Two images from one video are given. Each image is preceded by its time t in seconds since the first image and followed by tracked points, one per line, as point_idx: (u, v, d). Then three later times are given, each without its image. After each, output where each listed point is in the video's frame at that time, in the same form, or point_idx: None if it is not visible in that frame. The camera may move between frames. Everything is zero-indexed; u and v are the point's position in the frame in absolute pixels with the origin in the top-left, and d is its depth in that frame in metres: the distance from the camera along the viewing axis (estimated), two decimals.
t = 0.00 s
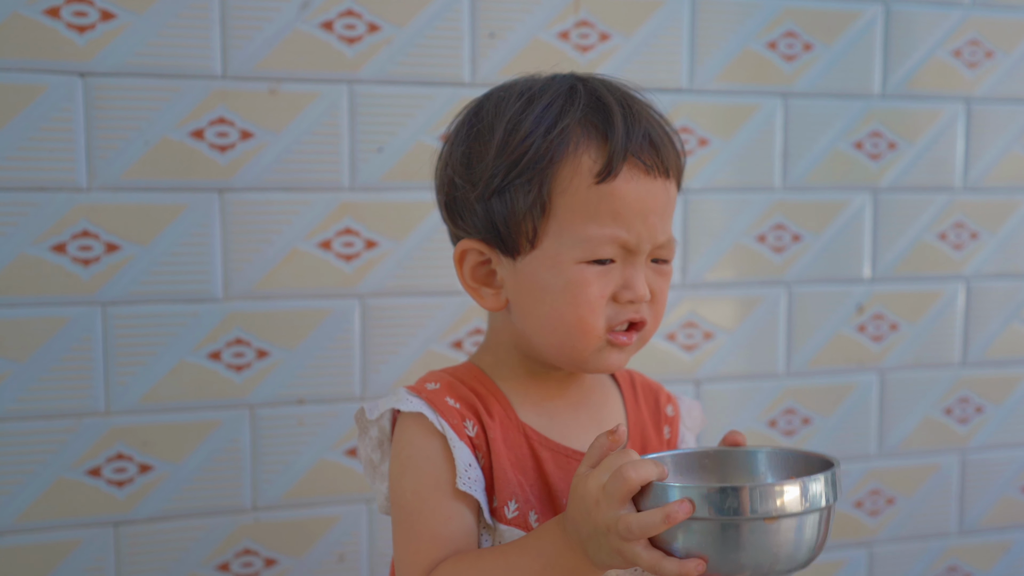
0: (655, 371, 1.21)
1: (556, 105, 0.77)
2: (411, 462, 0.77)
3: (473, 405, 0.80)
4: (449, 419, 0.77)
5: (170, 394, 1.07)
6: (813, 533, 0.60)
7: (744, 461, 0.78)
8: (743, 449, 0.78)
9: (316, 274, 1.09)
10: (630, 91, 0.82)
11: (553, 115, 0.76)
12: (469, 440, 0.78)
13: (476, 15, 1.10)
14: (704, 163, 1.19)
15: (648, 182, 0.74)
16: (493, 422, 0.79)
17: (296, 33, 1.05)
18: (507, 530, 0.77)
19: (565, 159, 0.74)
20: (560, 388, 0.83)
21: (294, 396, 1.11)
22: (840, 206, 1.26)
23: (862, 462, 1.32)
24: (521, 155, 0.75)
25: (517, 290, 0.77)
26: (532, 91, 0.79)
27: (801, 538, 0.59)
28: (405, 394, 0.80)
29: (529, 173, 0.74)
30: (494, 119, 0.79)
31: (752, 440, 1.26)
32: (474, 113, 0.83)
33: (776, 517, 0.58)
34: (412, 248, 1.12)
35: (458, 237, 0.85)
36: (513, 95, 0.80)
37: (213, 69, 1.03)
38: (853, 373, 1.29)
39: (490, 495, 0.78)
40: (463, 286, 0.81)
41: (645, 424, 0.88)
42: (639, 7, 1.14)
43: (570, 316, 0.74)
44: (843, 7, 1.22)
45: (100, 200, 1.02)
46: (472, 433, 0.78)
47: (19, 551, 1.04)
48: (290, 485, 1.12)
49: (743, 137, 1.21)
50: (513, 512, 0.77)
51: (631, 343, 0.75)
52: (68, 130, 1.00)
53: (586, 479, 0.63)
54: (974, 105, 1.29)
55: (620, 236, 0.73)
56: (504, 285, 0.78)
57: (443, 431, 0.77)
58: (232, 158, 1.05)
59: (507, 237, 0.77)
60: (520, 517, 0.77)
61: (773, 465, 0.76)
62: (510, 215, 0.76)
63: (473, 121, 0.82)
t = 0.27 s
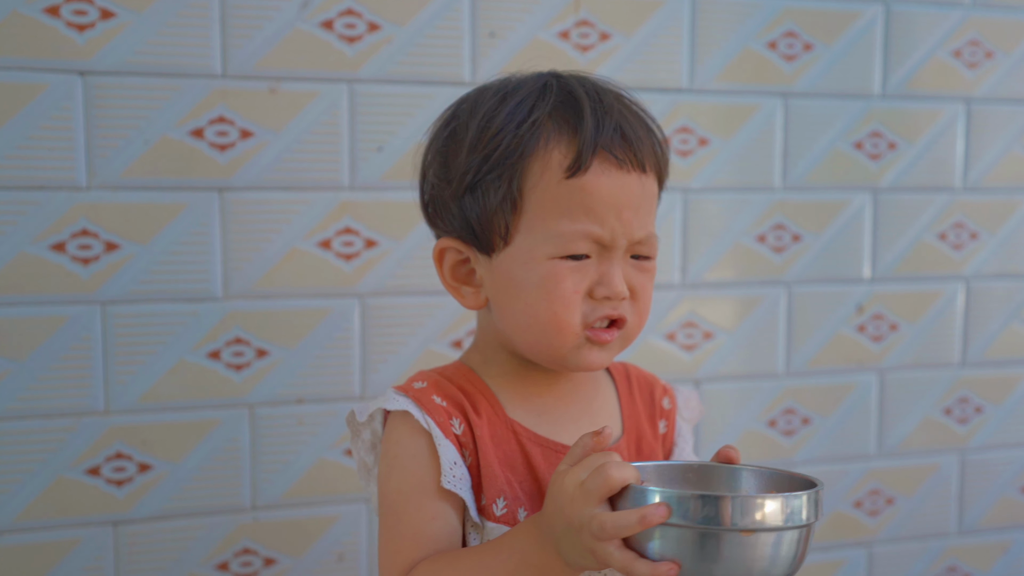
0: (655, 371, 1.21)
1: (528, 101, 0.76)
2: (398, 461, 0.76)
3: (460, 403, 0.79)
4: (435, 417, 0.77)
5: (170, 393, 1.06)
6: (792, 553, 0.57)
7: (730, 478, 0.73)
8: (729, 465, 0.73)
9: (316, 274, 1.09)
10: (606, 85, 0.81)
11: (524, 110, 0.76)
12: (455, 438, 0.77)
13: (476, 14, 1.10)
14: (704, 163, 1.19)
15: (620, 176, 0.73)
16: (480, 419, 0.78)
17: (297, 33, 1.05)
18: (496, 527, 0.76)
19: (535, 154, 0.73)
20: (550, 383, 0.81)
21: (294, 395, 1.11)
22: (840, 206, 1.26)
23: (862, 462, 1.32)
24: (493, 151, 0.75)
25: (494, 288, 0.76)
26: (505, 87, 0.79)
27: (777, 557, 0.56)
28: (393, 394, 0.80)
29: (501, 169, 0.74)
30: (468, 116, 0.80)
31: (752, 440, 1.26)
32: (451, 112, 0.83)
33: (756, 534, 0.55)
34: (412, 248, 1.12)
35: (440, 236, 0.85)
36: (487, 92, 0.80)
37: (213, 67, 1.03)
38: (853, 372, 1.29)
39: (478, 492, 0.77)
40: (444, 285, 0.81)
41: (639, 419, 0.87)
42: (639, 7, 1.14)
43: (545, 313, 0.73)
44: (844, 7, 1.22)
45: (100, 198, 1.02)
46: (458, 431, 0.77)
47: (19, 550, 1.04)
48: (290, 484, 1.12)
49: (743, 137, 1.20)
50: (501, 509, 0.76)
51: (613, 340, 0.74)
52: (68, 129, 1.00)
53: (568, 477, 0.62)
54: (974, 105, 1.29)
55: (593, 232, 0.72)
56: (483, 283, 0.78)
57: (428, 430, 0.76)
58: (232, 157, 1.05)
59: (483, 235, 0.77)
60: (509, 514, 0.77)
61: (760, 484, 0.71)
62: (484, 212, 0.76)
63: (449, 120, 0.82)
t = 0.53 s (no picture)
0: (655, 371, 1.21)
1: (511, 92, 0.77)
2: (379, 457, 0.76)
3: (446, 401, 0.78)
4: (418, 415, 0.77)
5: (170, 393, 1.06)
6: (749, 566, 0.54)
7: (686, 480, 0.68)
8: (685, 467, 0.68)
9: (316, 274, 1.09)
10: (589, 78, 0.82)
11: (508, 100, 0.76)
12: (438, 437, 0.77)
13: (477, 14, 1.10)
14: (704, 163, 1.19)
15: (606, 161, 0.73)
16: (466, 419, 0.78)
17: (297, 33, 1.05)
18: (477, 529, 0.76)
19: (521, 141, 0.73)
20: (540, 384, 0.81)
21: (294, 395, 1.11)
22: (840, 207, 1.26)
23: (862, 462, 1.32)
24: (479, 141, 0.75)
25: (485, 279, 0.76)
26: (489, 82, 0.80)
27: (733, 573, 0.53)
28: (379, 389, 0.79)
29: (487, 158, 0.74)
30: (453, 112, 0.80)
31: (752, 440, 1.26)
32: (438, 111, 0.84)
33: (711, 549, 0.52)
34: (412, 248, 1.12)
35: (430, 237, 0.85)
36: (471, 89, 0.81)
37: (213, 67, 1.03)
38: (853, 373, 1.29)
39: (460, 493, 0.77)
40: (436, 282, 0.81)
41: (633, 420, 0.85)
42: (640, 7, 1.14)
43: (536, 300, 0.72)
44: (843, 7, 1.22)
45: (100, 198, 1.02)
46: (442, 430, 0.77)
47: (19, 550, 1.04)
48: (290, 484, 1.12)
49: (743, 137, 1.21)
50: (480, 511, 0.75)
51: (602, 337, 0.74)
52: (68, 129, 1.00)
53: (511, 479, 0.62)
54: (973, 105, 1.29)
55: (582, 217, 0.72)
56: (474, 277, 0.78)
57: (411, 427, 0.76)
58: (232, 157, 1.05)
59: (472, 227, 0.76)
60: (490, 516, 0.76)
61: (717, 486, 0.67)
62: (473, 203, 0.75)
63: (435, 119, 0.83)
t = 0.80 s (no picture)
0: (655, 371, 1.21)
1: (509, 88, 0.77)
2: (362, 471, 0.77)
3: (430, 410, 0.78)
4: (401, 425, 0.76)
5: (170, 393, 1.07)
6: None
7: (654, 512, 0.68)
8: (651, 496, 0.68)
9: (316, 274, 1.09)
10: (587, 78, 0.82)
11: (506, 96, 0.76)
12: (421, 448, 0.76)
13: (477, 15, 1.10)
14: (704, 163, 1.19)
15: (602, 158, 0.73)
16: (450, 428, 0.77)
17: (298, 33, 1.05)
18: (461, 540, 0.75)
19: (517, 137, 0.73)
20: (529, 390, 0.80)
21: (294, 396, 1.11)
22: (841, 206, 1.26)
23: (862, 462, 1.32)
24: (475, 136, 0.75)
25: (477, 276, 0.75)
26: (486, 79, 0.80)
27: None
28: (364, 399, 0.79)
29: (483, 153, 0.74)
30: (450, 108, 0.80)
31: (752, 440, 1.26)
32: (435, 108, 0.84)
33: None
34: (411, 248, 1.12)
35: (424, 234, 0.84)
36: (468, 86, 0.81)
37: (213, 67, 1.03)
38: (853, 373, 1.29)
39: (445, 504, 0.76)
40: (429, 280, 0.80)
41: (627, 429, 0.83)
42: (640, 7, 1.14)
43: (529, 298, 0.72)
44: (843, 7, 1.22)
45: (100, 198, 1.02)
46: (425, 440, 0.76)
47: (19, 550, 1.04)
48: (290, 484, 1.12)
49: (743, 137, 1.21)
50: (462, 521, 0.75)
51: (593, 340, 0.74)
52: (69, 129, 1.00)
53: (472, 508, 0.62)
54: (974, 105, 1.29)
55: (576, 215, 0.72)
56: (466, 276, 0.77)
57: (393, 439, 0.76)
58: (232, 157, 1.05)
59: (466, 223, 0.76)
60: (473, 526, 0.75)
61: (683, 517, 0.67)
62: (467, 198, 0.75)
63: (432, 115, 0.83)
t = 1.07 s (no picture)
0: (655, 371, 1.21)
1: (495, 85, 0.77)
2: (361, 470, 0.77)
3: (430, 411, 0.78)
4: (401, 426, 0.76)
5: (170, 392, 1.07)
6: (723, 546, 0.55)
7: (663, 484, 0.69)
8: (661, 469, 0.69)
9: (316, 273, 1.09)
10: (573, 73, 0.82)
11: (492, 93, 0.76)
12: (422, 448, 0.76)
13: (477, 14, 1.10)
14: (704, 162, 1.19)
15: (589, 150, 0.73)
16: (450, 429, 0.77)
17: (298, 32, 1.05)
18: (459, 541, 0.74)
19: (504, 133, 0.73)
20: (527, 387, 0.80)
21: (294, 395, 1.11)
22: (841, 206, 1.26)
23: (862, 462, 1.32)
24: (463, 135, 0.76)
25: (471, 275, 0.75)
26: (472, 79, 0.81)
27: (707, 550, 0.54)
28: (364, 400, 0.80)
29: (471, 151, 0.75)
30: (438, 109, 0.81)
31: (752, 440, 1.26)
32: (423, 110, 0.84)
33: (685, 520, 0.52)
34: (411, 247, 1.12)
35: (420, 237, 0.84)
36: (455, 86, 0.81)
37: (214, 66, 1.03)
38: (853, 372, 1.29)
39: (446, 504, 0.77)
40: (423, 282, 0.80)
41: (625, 427, 0.83)
42: (640, 7, 1.14)
43: (522, 294, 0.71)
44: (844, 6, 1.22)
45: (100, 198, 1.02)
46: (425, 441, 0.77)
47: (20, 550, 1.04)
48: (290, 484, 1.12)
49: (743, 137, 1.20)
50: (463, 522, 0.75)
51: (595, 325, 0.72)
52: (69, 128, 1.00)
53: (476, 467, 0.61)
54: (974, 104, 1.29)
55: (567, 208, 0.71)
56: (461, 275, 0.77)
57: (394, 439, 0.76)
58: (233, 156, 1.05)
59: (458, 222, 0.76)
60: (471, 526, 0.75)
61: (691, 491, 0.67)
62: (457, 198, 0.75)
63: (421, 117, 0.83)
